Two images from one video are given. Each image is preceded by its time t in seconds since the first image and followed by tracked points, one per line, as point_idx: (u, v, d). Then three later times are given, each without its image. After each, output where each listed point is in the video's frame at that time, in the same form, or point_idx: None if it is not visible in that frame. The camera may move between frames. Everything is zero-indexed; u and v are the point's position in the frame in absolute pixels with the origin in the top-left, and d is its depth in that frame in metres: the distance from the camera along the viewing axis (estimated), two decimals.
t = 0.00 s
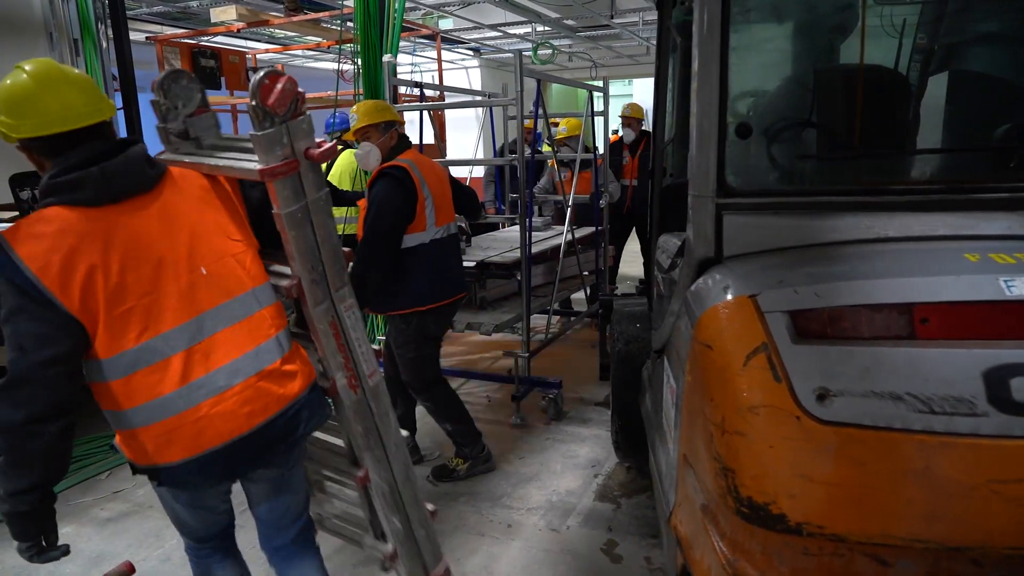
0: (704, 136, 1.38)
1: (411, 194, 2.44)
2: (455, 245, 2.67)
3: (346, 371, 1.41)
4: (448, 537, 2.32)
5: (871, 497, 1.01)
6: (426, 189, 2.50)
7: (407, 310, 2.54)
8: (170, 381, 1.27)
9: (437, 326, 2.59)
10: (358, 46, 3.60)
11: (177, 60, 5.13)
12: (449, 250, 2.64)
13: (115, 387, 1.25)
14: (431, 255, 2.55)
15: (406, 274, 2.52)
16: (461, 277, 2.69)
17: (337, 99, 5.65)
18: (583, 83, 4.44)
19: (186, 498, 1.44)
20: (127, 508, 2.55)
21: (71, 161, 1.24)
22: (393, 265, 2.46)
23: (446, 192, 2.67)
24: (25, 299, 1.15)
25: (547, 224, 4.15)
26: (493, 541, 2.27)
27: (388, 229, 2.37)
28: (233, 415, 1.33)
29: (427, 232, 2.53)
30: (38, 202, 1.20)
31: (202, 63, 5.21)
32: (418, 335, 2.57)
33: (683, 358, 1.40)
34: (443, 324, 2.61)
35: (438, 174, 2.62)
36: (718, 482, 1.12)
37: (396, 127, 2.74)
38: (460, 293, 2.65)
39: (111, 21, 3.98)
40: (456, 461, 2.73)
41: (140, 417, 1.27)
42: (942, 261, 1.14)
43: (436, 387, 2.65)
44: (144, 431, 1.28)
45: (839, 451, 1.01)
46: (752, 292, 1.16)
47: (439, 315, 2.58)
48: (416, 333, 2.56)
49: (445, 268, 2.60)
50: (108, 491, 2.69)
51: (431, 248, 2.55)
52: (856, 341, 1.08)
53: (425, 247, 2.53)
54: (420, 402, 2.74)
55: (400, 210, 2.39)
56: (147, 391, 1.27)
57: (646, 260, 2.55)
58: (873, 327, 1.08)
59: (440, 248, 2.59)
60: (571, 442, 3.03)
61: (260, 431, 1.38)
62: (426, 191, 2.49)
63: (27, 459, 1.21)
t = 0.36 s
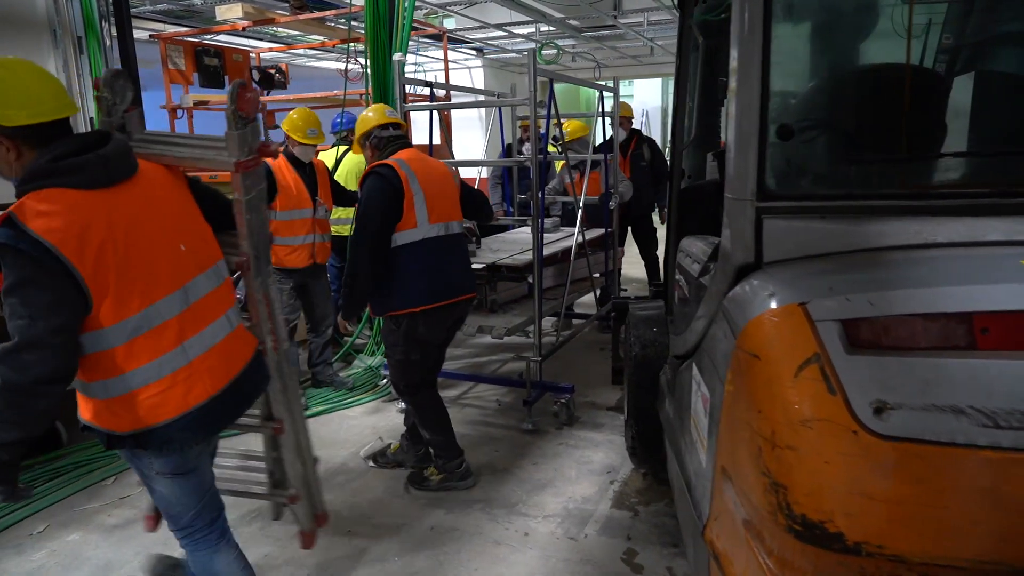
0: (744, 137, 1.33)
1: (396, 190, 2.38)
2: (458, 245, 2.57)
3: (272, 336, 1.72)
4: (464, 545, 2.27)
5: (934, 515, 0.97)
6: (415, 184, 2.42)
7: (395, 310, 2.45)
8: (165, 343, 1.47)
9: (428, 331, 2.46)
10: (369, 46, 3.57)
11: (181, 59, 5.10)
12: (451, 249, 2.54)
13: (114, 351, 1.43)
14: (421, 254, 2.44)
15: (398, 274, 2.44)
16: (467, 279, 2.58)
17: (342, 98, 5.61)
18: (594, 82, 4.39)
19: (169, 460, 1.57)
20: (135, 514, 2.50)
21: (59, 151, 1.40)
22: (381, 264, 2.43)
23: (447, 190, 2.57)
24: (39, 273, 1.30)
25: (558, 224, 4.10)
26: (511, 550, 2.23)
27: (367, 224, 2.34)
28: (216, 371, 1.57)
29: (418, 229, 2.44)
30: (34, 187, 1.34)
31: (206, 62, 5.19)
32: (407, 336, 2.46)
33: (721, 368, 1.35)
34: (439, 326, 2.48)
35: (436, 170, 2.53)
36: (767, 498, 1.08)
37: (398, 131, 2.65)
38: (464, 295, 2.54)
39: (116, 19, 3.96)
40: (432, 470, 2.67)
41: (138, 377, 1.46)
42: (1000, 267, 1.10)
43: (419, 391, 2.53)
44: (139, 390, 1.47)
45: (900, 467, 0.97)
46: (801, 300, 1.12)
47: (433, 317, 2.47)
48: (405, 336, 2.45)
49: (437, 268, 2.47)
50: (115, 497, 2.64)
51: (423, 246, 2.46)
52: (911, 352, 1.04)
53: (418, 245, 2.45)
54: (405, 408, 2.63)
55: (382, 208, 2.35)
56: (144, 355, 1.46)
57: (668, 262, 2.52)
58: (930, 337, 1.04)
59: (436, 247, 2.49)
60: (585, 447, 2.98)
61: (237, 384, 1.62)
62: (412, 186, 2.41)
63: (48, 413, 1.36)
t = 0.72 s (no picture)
0: (801, 141, 1.27)
1: (399, 200, 2.35)
2: (484, 246, 2.43)
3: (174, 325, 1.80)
4: (487, 558, 2.21)
5: (1020, 543, 0.93)
6: (419, 188, 2.36)
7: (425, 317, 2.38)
8: (126, 329, 1.52)
9: (455, 339, 2.39)
10: (381, 46, 3.50)
11: (187, 58, 5.04)
12: (475, 251, 2.41)
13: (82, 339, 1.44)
14: (439, 259, 2.36)
15: (420, 279, 2.39)
16: (500, 280, 2.43)
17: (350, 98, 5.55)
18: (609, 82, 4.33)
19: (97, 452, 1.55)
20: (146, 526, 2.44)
21: (25, 151, 1.36)
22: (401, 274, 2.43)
23: (470, 190, 2.46)
24: (36, 267, 1.30)
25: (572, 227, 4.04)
26: (536, 564, 2.17)
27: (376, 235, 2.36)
28: (159, 357, 1.64)
29: (430, 233, 2.37)
30: (2, 184, 1.29)
31: (212, 62, 5.12)
32: (436, 345, 2.39)
33: (774, 384, 1.28)
34: (467, 334, 2.39)
35: (449, 170, 2.42)
36: (837, 524, 1.03)
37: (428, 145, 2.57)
38: (494, 298, 2.41)
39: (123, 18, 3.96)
40: (448, 481, 2.60)
41: (105, 364, 1.48)
42: None
43: (456, 407, 2.47)
44: (106, 376, 1.48)
45: (983, 493, 0.93)
46: (872, 315, 1.06)
47: (462, 325, 2.38)
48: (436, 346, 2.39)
49: (460, 272, 2.36)
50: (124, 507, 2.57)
51: (439, 250, 2.37)
52: (997, 371, 0.98)
53: (433, 249, 2.37)
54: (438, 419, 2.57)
55: (387, 220, 2.34)
56: (109, 342, 1.48)
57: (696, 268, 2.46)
58: (1016, 355, 0.99)
59: (455, 249, 2.38)
60: (605, 455, 2.92)
61: (169, 370, 1.69)
62: (415, 193, 2.35)
63: (44, 404, 1.32)
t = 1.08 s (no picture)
0: (864, 141, 1.26)
1: (444, 193, 2.35)
2: (522, 255, 2.39)
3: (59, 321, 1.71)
4: (519, 562, 2.19)
5: None
6: (467, 184, 2.33)
7: (450, 312, 2.39)
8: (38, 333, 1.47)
9: (480, 337, 2.36)
10: (402, 46, 3.50)
11: (201, 57, 5.03)
12: (512, 258, 2.37)
13: None
14: (473, 257, 2.35)
15: (451, 275, 2.40)
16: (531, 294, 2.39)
17: (363, 98, 5.54)
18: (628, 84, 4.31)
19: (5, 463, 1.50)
20: (172, 528, 2.42)
21: None
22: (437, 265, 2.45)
23: (525, 193, 2.42)
24: None
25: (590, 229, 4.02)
26: (569, 567, 2.15)
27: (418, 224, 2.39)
28: (64, 358, 1.59)
29: (466, 232, 2.36)
30: None
31: (226, 61, 5.12)
32: (462, 342, 2.39)
33: (835, 387, 1.26)
34: (491, 334, 2.36)
35: (506, 171, 2.37)
36: (916, 531, 1.01)
37: (502, 131, 2.47)
38: (521, 309, 2.38)
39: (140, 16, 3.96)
40: (476, 484, 2.58)
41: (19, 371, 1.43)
42: None
43: (479, 405, 2.45)
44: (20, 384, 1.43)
45: None
46: (950, 317, 1.04)
47: (489, 324, 2.36)
48: (460, 341, 2.39)
49: (490, 275, 2.34)
50: (148, 508, 2.56)
51: (472, 250, 2.36)
52: None
53: (467, 248, 2.36)
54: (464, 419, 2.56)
55: (428, 212, 2.36)
56: (25, 345, 1.43)
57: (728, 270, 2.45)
58: None
59: (490, 253, 2.36)
60: (630, 458, 2.90)
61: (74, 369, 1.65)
62: (465, 186, 2.34)
63: None
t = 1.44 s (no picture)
0: (898, 145, 1.32)
1: (514, 178, 2.51)
2: (563, 258, 2.44)
3: None
4: (546, 556, 2.23)
5: None
6: (535, 175, 2.46)
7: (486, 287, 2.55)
8: None
9: (496, 319, 2.48)
10: (421, 52, 3.55)
11: (216, 61, 5.09)
12: (553, 256, 2.44)
13: None
14: (514, 245, 2.49)
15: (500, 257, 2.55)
16: (557, 295, 2.43)
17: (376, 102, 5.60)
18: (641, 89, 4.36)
19: None
20: (201, 523, 2.46)
21: None
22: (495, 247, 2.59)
23: (587, 204, 2.44)
24: None
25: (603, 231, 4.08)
26: (595, 561, 2.19)
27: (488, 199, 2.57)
28: None
29: (517, 218, 2.49)
30: None
31: (240, 65, 5.17)
32: (488, 321, 2.52)
33: (868, 380, 1.31)
34: (506, 320, 2.45)
35: (575, 175, 2.45)
36: (954, 514, 1.06)
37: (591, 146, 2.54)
38: (540, 304, 2.43)
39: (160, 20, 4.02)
40: (489, 480, 2.62)
41: None
42: None
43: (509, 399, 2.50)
44: None
45: None
46: (986, 312, 1.10)
47: (509, 308, 2.46)
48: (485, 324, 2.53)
49: (526, 263, 2.45)
50: (177, 504, 2.60)
51: (517, 236, 2.49)
52: None
53: (515, 234, 2.49)
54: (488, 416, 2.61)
55: (496, 192, 2.54)
56: None
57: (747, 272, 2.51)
58: None
59: (530, 244, 2.46)
60: (648, 456, 2.95)
61: None
62: (532, 178, 2.47)
63: None
